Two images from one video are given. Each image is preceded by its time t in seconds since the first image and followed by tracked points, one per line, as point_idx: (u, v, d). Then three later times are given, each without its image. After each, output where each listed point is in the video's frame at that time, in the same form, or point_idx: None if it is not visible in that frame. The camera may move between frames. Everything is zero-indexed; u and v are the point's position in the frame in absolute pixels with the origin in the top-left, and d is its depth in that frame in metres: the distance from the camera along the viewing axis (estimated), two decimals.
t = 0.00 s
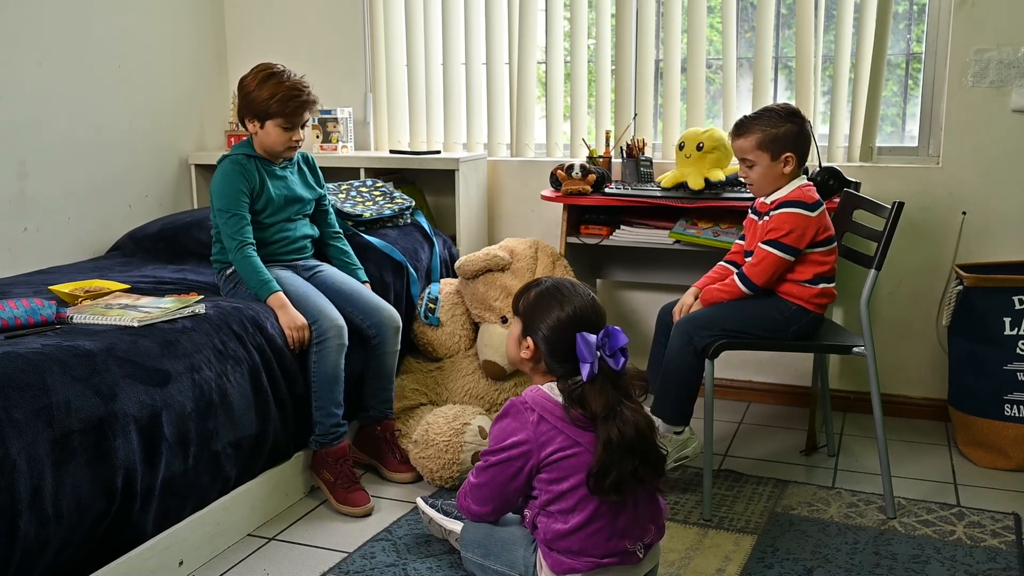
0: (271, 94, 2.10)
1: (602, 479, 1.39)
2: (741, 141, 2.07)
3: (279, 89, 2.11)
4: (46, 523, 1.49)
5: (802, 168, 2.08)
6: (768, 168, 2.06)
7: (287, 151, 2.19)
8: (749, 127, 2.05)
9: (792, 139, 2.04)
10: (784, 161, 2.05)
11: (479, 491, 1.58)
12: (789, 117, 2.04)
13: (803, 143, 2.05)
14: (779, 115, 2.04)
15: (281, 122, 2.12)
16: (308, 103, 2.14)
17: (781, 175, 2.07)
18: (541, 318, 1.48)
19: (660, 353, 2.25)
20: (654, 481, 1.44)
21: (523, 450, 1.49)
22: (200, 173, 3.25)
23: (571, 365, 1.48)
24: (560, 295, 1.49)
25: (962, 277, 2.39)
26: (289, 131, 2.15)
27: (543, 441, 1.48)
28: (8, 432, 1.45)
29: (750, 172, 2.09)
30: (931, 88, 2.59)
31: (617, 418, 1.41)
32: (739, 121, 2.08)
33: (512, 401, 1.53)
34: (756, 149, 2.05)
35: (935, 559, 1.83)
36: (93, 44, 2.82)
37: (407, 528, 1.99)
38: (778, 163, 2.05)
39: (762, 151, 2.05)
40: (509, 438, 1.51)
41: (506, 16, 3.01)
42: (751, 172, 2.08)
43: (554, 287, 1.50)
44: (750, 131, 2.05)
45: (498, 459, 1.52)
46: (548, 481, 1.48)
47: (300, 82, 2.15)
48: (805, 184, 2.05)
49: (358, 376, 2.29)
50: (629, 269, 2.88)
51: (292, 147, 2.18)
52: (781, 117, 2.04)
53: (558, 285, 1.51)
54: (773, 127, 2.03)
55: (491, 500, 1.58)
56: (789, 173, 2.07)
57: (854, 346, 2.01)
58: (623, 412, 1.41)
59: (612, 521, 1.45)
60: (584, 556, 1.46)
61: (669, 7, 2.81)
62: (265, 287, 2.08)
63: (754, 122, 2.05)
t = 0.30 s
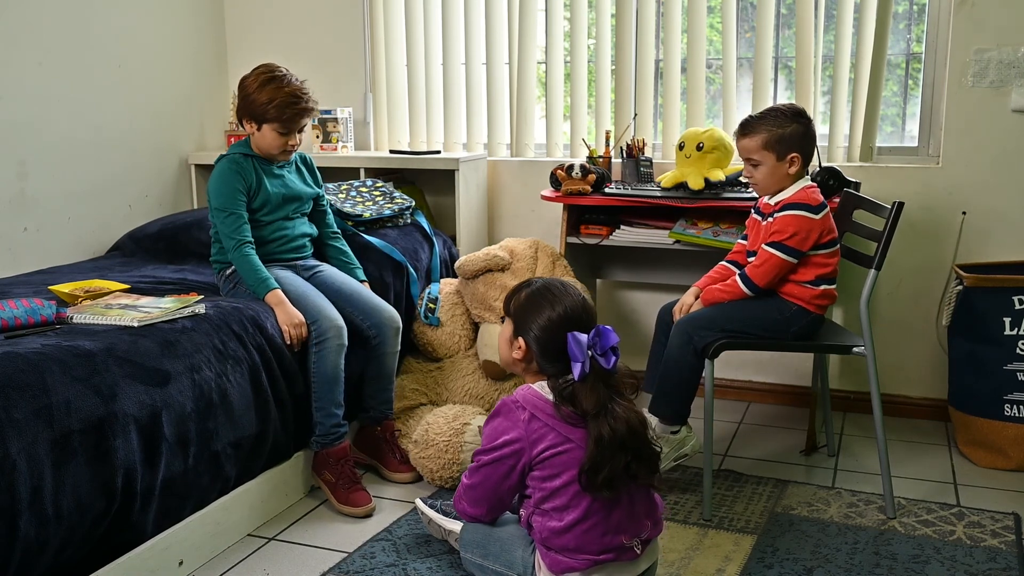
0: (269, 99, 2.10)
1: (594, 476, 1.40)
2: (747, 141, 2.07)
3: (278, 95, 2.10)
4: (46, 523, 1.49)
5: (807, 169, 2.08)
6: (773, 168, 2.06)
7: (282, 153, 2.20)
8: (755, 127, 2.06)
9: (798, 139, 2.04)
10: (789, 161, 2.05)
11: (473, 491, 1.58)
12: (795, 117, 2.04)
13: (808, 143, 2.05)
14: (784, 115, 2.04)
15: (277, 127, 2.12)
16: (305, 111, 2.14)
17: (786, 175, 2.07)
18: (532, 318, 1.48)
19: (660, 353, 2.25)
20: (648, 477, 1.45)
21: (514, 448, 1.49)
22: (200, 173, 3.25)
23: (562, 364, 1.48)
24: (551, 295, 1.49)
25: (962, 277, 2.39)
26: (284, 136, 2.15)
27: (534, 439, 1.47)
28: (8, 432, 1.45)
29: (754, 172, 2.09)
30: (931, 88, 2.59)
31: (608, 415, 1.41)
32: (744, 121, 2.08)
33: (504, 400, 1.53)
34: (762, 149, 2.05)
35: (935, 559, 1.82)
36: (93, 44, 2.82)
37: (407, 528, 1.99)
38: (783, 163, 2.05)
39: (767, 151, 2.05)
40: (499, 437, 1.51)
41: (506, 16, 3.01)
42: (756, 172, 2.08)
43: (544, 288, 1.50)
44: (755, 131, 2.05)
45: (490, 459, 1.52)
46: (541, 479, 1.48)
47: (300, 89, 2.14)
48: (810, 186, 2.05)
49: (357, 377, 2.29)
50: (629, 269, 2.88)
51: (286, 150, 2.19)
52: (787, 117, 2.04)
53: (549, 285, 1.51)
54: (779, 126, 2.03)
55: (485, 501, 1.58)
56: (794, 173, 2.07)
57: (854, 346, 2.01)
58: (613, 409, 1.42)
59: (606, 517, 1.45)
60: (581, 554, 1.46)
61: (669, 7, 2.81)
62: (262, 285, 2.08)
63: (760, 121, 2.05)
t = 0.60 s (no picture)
0: (272, 100, 2.10)
1: (591, 474, 1.39)
2: (747, 141, 2.07)
3: (281, 96, 2.10)
4: (46, 523, 1.49)
5: (808, 169, 2.08)
6: (774, 168, 2.05)
7: (282, 154, 2.20)
8: (755, 127, 2.06)
9: (799, 139, 2.04)
10: (790, 161, 2.05)
11: (470, 490, 1.58)
12: (795, 118, 2.05)
13: (808, 144, 2.05)
14: (785, 115, 2.04)
15: (279, 128, 2.12)
16: (308, 113, 2.14)
17: (787, 176, 2.07)
18: (528, 318, 1.48)
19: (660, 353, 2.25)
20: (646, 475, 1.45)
21: (511, 446, 1.49)
22: (200, 173, 3.25)
23: (559, 363, 1.48)
24: (547, 294, 1.49)
25: (962, 277, 2.39)
26: (286, 137, 2.15)
27: (530, 436, 1.48)
28: (8, 432, 1.45)
29: (755, 172, 2.08)
30: (931, 88, 2.59)
31: (605, 413, 1.42)
32: (744, 122, 2.09)
33: (500, 399, 1.53)
34: (762, 150, 2.05)
35: (935, 559, 1.83)
36: (93, 44, 2.81)
37: (407, 528, 1.99)
38: (784, 163, 2.05)
39: (768, 151, 2.05)
40: (496, 435, 1.51)
41: (506, 16, 3.01)
42: (756, 173, 2.08)
43: (540, 287, 1.50)
44: (755, 132, 2.05)
45: (487, 457, 1.52)
46: (538, 476, 1.48)
47: (303, 91, 2.14)
48: (810, 187, 2.05)
49: (358, 377, 2.29)
50: (629, 269, 2.88)
51: (287, 151, 2.19)
52: (787, 117, 2.04)
53: (545, 284, 1.51)
54: (779, 127, 2.03)
55: (482, 499, 1.58)
56: (795, 173, 2.06)
57: (854, 346, 2.01)
58: (610, 407, 1.42)
59: (604, 515, 1.45)
60: (579, 552, 1.46)
61: (669, 7, 2.80)
62: (261, 284, 2.08)
63: (760, 122, 2.05)
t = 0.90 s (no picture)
0: (274, 101, 2.10)
1: (589, 475, 1.39)
2: (750, 139, 2.07)
3: (283, 97, 2.10)
4: (46, 523, 1.49)
5: (810, 168, 2.08)
6: (777, 165, 2.06)
7: (283, 155, 2.20)
8: (758, 125, 2.06)
9: (802, 138, 2.04)
10: (793, 159, 2.05)
11: (468, 490, 1.58)
12: (799, 116, 2.04)
13: (811, 142, 2.05)
14: (790, 113, 2.04)
15: (280, 129, 2.12)
16: (309, 115, 2.14)
17: (790, 173, 2.07)
18: (529, 317, 1.48)
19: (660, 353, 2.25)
20: (645, 476, 1.45)
21: (508, 446, 1.49)
22: (200, 173, 3.25)
23: (558, 364, 1.48)
24: (549, 294, 1.49)
25: (962, 277, 2.39)
26: (287, 138, 2.15)
27: (528, 436, 1.48)
28: (8, 432, 1.45)
29: (758, 170, 2.09)
30: (931, 87, 2.59)
31: (601, 414, 1.41)
32: (747, 120, 2.09)
33: (497, 398, 1.53)
34: (766, 147, 2.05)
35: (934, 559, 1.82)
36: (93, 43, 2.82)
37: (407, 528, 1.99)
38: (788, 160, 2.05)
39: (771, 149, 2.05)
40: (493, 435, 1.51)
41: (506, 16, 3.01)
42: (760, 170, 2.08)
43: (543, 287, 1.50)
44: (760, 128, 2.05)
45: (484, 457, 1.52)
46: (536, 477, 1.48)
47: (305, 92, 2.14)
48: (813, 186, 2.04)
49: (358, 376, 2.29)
50: (629, 269, 2.88)
51: (288, 152, 2.19)
52: (791, 115, 2.04)
53: (548, 283, 1.51)
54: (783, 124, 2.03)
55: (480, 499, 1.58)
56: (798, 171, 2.07)
57: (854, 346, 2.01)
58: (606, 408, 1.42)
59: (602, 514, 1.45)
60: (578, 551, 1.46)
61: (668, 7, 2.80)
62: (260, 284, 2.08)
63: (764, 120, 2.05)
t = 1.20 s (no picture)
0: (274, 103, 2.10)
1: (588, 476, 1.39)
2: (751, 138, 2.07)
3: (283, 99, 2.10)
4: (46, 523, 1.49)
5: (809, 168, 2.08)
6: (778, 165, 2.05)
7: (283, 156, 2.20)
8: (759, 125, 2.06)
9: (803, 138, 2.04)
10: (793, 159, 2.05)
11: (467, 492, 1.58)
12: (799, 116, 2.04)
13: (811, 142, 2.05)
14: (791, 113, 2.04)
15: (280, 131, 2.12)
16: (310, 117, 2.14)
17: (790, 173, 2.07)
18: (526, 319, 1.48)
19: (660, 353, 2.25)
20: (644, 475, 1.44)
21: (506, 447, 1.49)
22: (200, 173, 3.25)
23: (556, 365, 1.49)
24: (546, 295, 1.49)
25: (962, 277, 2.39)
26: (287, 140, 2.15)
27: (526, 437, 1.48)
28: (8, 432, 1.45)
29: (758, 170, 2.09)
30: (931, 87, 2.59)
31: (599, 414, 1.41)
32: (748, 120, 2.09)
33: (495, 399, 1.53)
34: (766, 146, 2.05)
35: (934, 559, 1.82)
36: (93, 43, 2.82)
37: (407, 528, 1.99)
38: (788, 161, 2.05)
39: (771, 149, 2.05)
40: (491, 437, 1.51)
41: (506, 16, 3.01)
42: (759, 170, 2.08)
43: (540, 288, 1.50)
44: (761, 127, 2.05)
45: (483, 459, 1.52)
46: (535, 477, 1.48)
47: (306, 94, 2.14)
48: (812, 185, 2.04)
49: (358, 376, 2.29)
50: (629, 269, 2.88)
51: (288, 154, 2.19)
52: (793, 115, 2.04)
53: (545, 285, 1.51)
54: (785, 124, 2.03)
55: (479, 500, 1.58)
56: (797, 172, 2.07)
57: (854, 346, 2.01)
58: (604, 408, 1.42)
59: (602, 513, 1.45)
60: (579, 551, 1.46)
61: (668, 7, 2.80)
62: (260, 285, 2.08)
63: (764, 120, 2.05)
